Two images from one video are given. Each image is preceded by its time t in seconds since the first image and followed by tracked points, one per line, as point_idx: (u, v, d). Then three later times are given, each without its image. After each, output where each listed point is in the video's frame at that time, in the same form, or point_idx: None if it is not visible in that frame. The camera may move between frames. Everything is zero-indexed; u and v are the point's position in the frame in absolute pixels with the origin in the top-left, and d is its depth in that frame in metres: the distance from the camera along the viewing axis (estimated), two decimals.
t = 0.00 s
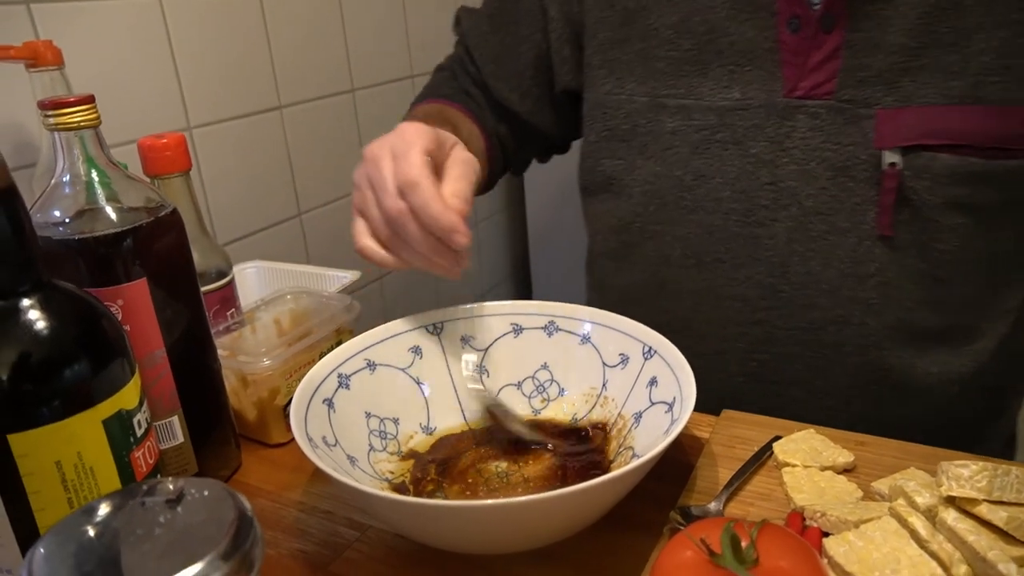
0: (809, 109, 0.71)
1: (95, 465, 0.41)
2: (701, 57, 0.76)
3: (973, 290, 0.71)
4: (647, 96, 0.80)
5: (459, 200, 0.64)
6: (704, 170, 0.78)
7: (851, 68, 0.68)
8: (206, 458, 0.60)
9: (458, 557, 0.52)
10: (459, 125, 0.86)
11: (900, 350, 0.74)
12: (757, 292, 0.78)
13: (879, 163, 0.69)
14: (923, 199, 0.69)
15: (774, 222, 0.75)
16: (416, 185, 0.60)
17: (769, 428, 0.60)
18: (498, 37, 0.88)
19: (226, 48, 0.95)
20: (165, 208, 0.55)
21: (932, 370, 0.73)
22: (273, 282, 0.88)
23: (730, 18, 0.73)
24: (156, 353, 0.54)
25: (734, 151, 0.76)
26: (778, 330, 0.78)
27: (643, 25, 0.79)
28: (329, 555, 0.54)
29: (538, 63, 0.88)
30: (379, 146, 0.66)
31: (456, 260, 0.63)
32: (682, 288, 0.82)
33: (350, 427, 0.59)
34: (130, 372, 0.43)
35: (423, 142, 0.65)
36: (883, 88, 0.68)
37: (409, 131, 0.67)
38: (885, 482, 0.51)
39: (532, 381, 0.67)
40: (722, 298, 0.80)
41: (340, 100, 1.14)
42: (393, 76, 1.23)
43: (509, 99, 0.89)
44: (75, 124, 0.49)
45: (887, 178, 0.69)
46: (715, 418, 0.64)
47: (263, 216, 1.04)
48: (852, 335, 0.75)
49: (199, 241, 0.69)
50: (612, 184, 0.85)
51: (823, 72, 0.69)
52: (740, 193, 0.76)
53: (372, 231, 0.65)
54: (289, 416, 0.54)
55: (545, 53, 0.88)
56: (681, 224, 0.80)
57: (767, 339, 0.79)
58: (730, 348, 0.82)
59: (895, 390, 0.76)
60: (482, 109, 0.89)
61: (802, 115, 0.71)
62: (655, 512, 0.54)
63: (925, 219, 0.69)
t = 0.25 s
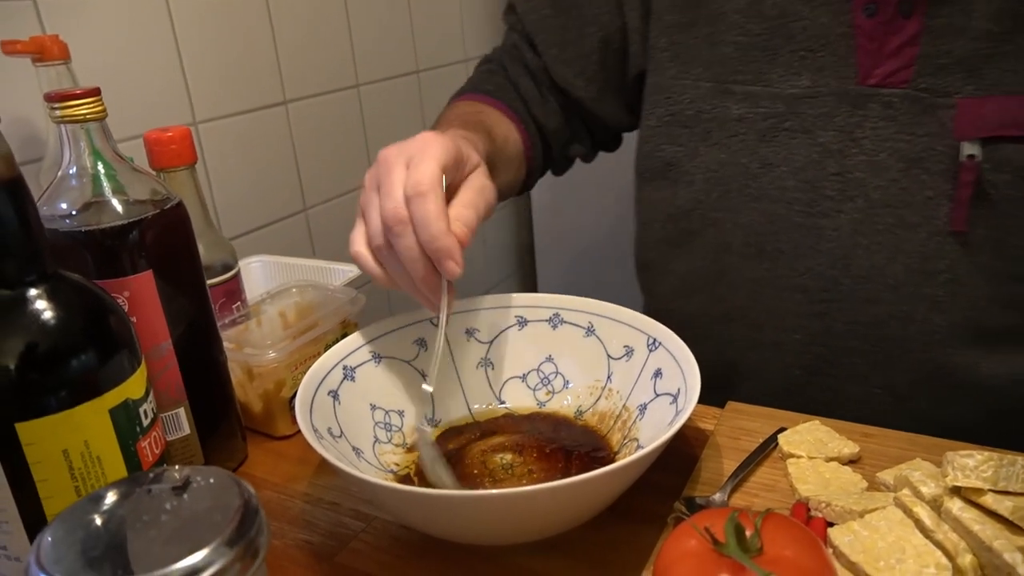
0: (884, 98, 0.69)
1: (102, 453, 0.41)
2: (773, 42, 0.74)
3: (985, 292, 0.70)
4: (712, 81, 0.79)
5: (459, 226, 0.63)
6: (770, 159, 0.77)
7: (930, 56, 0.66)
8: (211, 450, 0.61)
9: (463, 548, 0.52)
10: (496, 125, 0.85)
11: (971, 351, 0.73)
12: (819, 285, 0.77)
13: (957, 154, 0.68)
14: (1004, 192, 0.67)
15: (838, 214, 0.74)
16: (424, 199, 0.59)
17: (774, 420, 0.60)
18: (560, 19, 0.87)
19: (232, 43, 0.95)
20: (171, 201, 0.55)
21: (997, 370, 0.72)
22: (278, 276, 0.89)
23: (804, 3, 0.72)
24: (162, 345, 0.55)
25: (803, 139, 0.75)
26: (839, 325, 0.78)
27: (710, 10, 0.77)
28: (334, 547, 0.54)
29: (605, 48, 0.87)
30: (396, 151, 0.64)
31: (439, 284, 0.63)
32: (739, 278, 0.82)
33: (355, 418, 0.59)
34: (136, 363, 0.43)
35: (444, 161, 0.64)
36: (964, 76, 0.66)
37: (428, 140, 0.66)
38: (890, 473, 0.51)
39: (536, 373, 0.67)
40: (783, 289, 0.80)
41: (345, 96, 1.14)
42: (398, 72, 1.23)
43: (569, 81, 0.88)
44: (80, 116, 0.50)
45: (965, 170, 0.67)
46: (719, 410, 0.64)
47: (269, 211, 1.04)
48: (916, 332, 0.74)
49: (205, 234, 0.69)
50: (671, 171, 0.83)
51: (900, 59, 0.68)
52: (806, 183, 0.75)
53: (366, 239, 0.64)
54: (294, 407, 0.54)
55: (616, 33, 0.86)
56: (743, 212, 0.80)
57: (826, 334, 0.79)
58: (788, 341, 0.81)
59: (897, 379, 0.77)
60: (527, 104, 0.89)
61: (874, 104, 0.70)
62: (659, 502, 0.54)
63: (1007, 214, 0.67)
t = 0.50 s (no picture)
0: (980, 102, 0.63)
1: (113, 443, 0.41)
2: (861, 41, 0.68)
3: None
4: (790, 82, 0.72)
5: (520, 171, 0.62)
6: (851, 164, 0.70)
7: None
8: (219, 443, 0.61)
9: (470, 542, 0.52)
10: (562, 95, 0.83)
11: None
12: (900, 297, 0.70)
13: None
14: None
15: (928, 224, 0.67)
16: (477, 154, 0.59)
17: (783, 419, 0.60)
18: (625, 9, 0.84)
19: (242, 38, 0.95)
20: (181, 192, 0.55)
21: None
22: (285, 271, 0.89)
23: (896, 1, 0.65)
24: (171, 337, 0.55)
25: (888, 144, 0.68)
26: (921, 338, 0.70)
27: (790, 6, 0.71)
28: (342, 540, 0.54)
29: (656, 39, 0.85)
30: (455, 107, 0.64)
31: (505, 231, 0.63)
32: (812, 288, 0.75)
33: (363, 413, 0.59)
34: (147, 353, 0.43)
35: (496, 111, 0.63)
36: None
37: (485, 97, 0.65)
38: (901, 473, 0.50)
39: (544, 370, 0.67)
40: (862, 301, 0.72)
41: (354, 91, 1.14)
42: (405, 68, 1.23)
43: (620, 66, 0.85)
44: (93, 106, 0.49)
45: None
46: (727, 409, 0.64)
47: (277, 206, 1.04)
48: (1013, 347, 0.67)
49: (215, 226, 0.69)
50: (744, 173, 0.77)
51: (1002, 62, 0.62)
52: (890, 191, 0.68)
53: (440, 192, 0.63)
54: (303, 400, 0.54)
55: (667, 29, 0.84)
56: (816, 220, 0.73)
57: (906, 345, 0.71)
58: (868, 354, 0.74)
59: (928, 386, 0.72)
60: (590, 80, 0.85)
61: (969, 108, 0.64)
62: (668, 499, 0.54)
63: None
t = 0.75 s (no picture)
0: None
1: (121, 443, 0.42)
2: (909, 46, 0.71)
3: None
4: (837, 87, 0.75)
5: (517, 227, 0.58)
6: (897, 168, 0.73)
7: None
8: (225, 444, 0.61)
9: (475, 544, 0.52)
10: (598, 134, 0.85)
11: None
12: (943, 303, 0.72)
13: None
14: None
15: (972, 229, 0.69)
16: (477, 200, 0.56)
17: (786, 422, 0.60)
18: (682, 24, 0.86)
19: (248, 43, 0.96)
20: (190, 195, 0.56)
21: None
22: (290, 274, 0.89)
23: (950, 6, 0.68)
24: (178, 338, 0.55)
25: (935, 150, 0.70)
26: (962, 344, 0.72)
27: (842, 12, 0.74)
28: (347, 542, 0.54)
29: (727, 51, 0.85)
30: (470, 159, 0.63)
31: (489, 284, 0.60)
32: (854, 291, 0.77)
33: (368, 416, 0.60)
34: (155, 354, 0.43)
35: (506, 163, 0.61)
36: None
37: (502, 149, 0.64)
38: (904, 476, 0.51)
39: (548, 373, 0.67)
40: (902, 306, 0.75)
41: (358, 96, 1.14)
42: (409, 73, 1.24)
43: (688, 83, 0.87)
44: (102, 110, 0.50)
45: None
46: (730, 412, 0.64)
47: (281, 209, 1.05)
48: None
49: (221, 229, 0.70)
50: (788, 176, 0.80)
51: None
52: (934, 197, 0.71)
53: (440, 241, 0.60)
54: (309, 403, 0.54)
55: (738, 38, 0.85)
56: (861, 223, 0.75)
57: (947, 352, 0.73)
58: (905, 359, 0.76)
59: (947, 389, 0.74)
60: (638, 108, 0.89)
61: (1020, 116, 0.66)
62: (671, 502, 0.54)
63: None
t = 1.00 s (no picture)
0: None
1: (118, 445, 0.42)
2: (925, 60, 0.69)
3: None
4: (852, 100, 0.74)
5: (572, 208, 0.62)
6: (912, 182, 0.70)
7: None
8: (221, 447, 0.61)
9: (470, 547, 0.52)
10: (622, 132, 0.87)
11: None
12: (958, 316, 0.70)
13: None
14: None
15: (987, 244, 0.67)
16: (528, 185, 0.59)
17: (777, 426, 0.61)
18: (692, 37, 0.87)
19: (244, 49, 0.96)
20: (186, 199, 0.56)
21: None
22: (285, 279, 0.89)
23: (965, 21, 0.66)
24: (174, 341, 0.55)
25: (951, 164, 0.68)
26: (977, 356, 0.70)
27: (856, 25, 0.73)
28: (342, 544, 0.54)
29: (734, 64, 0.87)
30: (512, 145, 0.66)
31: (549, 266, 0.64)
32: (870, 304, 0.75)
33: (363, 419, 0.60)
34: (152, 356, 0.44)
35: (552, 146, 0.65)
36: None
37: (546, 133, 0.67)
38: (893, 479, 0.51)
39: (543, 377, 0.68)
40: (917, 319, 0.72)
41: (354, 102, 1.15)
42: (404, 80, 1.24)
43: (698, 95, 0.88)
44: (100, 114, 0.50)
45: None
46: (722, 416, 0.65)
47: (277, 214, 1.05)
48: None
49: (218, 233, 0.70)
50: (801, 188, 0.79)
51: None
52: (950, 211, 0.68)
53: (491, 230, 0.66)
54: (304, 406, 0.55)
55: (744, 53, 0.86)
56: (876, 238, 0.73)
57: (962, 365, 0.71)
58: (919, 371, 0.73)
59: (962, 403, 0.72)
60: (659, 114, 0.89)
61: None
62: (664, 505, 0.54)
63: None
